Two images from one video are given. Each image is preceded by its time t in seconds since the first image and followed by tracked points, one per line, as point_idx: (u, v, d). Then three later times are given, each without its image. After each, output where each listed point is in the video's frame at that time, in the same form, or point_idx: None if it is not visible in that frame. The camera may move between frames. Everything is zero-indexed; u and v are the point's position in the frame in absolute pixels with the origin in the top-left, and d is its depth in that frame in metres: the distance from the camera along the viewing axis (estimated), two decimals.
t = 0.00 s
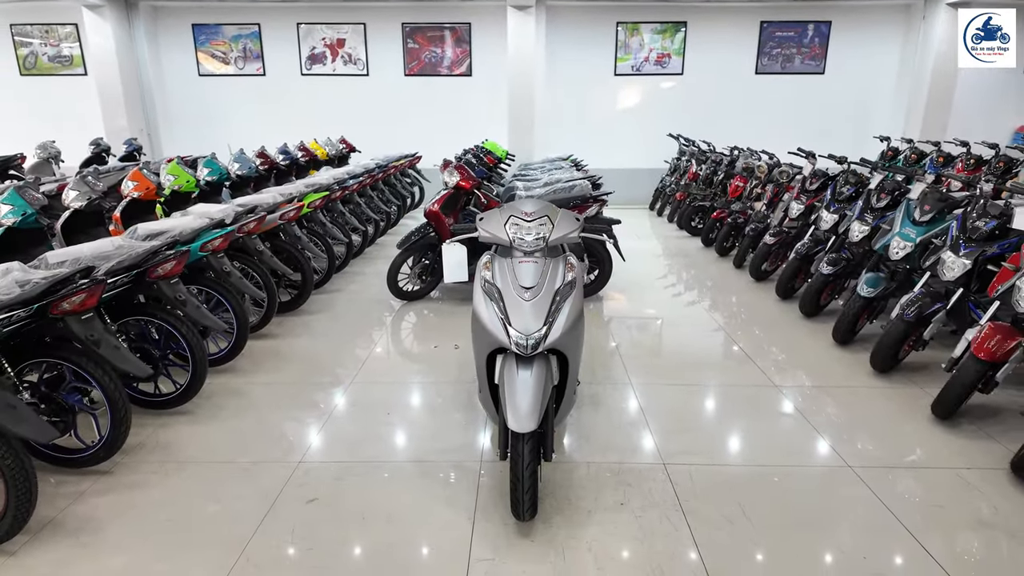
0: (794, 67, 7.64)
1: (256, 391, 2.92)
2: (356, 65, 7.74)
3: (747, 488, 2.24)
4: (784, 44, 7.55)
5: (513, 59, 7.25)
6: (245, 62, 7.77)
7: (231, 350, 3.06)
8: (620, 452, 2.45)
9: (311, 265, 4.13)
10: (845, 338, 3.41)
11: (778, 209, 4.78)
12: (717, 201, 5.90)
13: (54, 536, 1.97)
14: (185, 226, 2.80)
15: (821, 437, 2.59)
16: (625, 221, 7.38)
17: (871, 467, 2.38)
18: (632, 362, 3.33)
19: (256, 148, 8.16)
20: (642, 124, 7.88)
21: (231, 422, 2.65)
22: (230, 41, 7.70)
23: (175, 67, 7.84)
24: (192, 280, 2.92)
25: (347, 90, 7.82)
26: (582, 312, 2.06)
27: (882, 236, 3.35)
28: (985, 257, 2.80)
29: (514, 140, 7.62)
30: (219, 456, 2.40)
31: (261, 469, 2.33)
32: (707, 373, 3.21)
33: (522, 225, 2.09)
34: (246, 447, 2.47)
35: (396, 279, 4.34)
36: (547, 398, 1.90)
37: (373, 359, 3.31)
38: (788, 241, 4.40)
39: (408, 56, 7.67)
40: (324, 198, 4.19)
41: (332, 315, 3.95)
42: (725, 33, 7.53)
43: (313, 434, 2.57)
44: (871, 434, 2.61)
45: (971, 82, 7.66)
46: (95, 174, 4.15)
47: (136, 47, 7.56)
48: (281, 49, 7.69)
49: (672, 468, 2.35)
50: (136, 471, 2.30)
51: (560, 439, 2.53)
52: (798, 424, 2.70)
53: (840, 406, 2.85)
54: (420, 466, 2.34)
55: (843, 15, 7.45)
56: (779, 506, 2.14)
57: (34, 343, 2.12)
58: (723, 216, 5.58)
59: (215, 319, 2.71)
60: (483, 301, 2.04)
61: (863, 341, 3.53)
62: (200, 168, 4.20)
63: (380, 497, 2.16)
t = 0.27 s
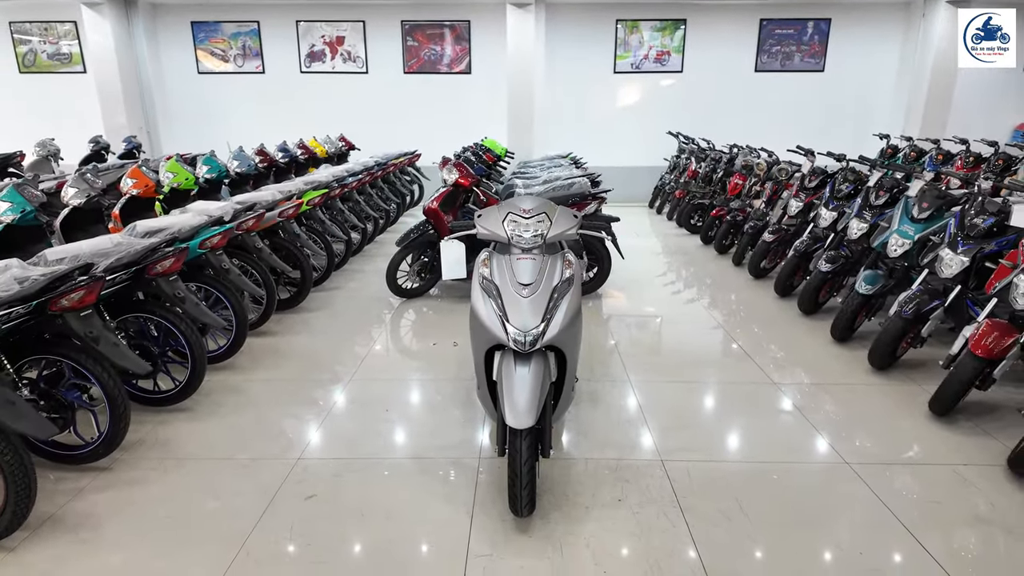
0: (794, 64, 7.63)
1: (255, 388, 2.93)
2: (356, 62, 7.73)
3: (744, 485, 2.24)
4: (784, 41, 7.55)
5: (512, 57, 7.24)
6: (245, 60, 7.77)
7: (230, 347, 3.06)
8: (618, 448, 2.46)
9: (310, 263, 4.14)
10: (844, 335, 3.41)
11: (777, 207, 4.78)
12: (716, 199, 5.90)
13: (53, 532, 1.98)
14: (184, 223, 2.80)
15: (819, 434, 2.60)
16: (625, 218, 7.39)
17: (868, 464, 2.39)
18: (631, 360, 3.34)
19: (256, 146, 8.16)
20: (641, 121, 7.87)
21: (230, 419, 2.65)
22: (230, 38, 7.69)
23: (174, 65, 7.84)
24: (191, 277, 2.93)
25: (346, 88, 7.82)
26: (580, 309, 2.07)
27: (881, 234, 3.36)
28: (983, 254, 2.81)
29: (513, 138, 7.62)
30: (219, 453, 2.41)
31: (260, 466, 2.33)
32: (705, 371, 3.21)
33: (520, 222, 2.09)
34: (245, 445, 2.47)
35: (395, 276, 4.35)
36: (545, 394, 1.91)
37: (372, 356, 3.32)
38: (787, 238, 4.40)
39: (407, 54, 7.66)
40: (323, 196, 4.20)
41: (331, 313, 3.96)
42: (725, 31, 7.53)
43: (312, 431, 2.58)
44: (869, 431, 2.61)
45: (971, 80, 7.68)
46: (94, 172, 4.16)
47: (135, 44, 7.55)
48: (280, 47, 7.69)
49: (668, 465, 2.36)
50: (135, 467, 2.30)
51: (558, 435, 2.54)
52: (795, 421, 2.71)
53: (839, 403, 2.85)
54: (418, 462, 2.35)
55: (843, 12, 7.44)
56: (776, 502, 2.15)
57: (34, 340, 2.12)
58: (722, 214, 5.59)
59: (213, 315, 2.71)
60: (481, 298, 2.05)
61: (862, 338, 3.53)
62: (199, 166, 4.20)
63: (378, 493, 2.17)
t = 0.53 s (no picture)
0: (794, 62, 7.63)
1: (255, 385, 2.93)
2: (355, 60, 7.72)
3: (742, 482, 2.25)
4: (784, 39, 7.54)
5: (512, 54, 7.24)
6: (244, 58, 7.76)
7: (230, 345, 3.06)
8: (617, 446, 2.46)
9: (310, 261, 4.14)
10: (843, 332, 3.42)
11: (776, 205, 4.78)
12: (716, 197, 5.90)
13: (53, 529, 1.98)
14: (183, 221, 2.79)
15: (818, 432, 2.60)
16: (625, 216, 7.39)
17: (867, 461, 2.39)
18: (630, 357, 3.35)
19: (255, 144, 8.15)
20: (641, 119, 7.87)
21: (229, 416, 2.66)
22: (229, 36, 7.68)
23: (174, 62, 7.83)
24: (190, 274, 2.93)
25: (346, 85, 7.81)
26: (579, 307, 2.07)
27: (880, 232, 3.36)
28: (982, 251, 2.81)
29: (513, 135, 7.62)
30: (218, 450, 2.41)
31: (259, 463, 2.33)
32: (704, 368, 3.22)
33: (519, 220, 2.10)
34: (244, 442, 2.48)
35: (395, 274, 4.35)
36: (544, 392, 1.91)
37: (372, 354, 3.32)
38: (786, 236, 4.40)
39: (407, 51, 7.66)
40: (322, 193, 4.19)
41: (330, 310, 3.96)
42: (725, 29, 7.52)
43: (311, 428, 2.58)
44: (868, 428, 2.62)
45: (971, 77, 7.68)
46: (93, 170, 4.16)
47: (134, 42, 7.54)
48: (279, 45, 7.68)
49: (667, 462, 2.36)
50: (135, 465, 2.31)
51: (557, 432, 2.55)
52: (794, 418, 2.71)
53: (837, 401, 2.86)
54: (417, 459, 2.35)
55: (843, 10, 7.44)
56: (775, 499, 2.16)
57: (34, 338, 2.12)
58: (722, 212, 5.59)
59: (213, 313, 2.71)
60: (480, 296, 2.05)
61: (860, 336, 3.54)
62: (199, 164, 4.21)
63: (377, 490, 2.17)
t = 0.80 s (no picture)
0: (794, 59, 7.61)
1: (254, 383, 2.93)
2: (355, 57, 7.71)
3: (741, 479, 2.25)
4: (784, 36, 7.53)
5: (511, 51, 7.22)
6: (243, 55, 7.74)
7: (229, 343, 3.07)
8: (615, 443, 2.46)
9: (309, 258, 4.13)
10: (842, 330, 3.42)
11: (776, 202, 4.78)
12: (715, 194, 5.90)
13: (53, 526, 1.98)
14: (181, 219, 2.79)
15: (817, 429, 2.61)
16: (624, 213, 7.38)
17: (865, 459, 2.39)
18: (629, 355, 3.35)
19: (254, 142, 8.14)
20: (641, 116, 7.86)
21: (229, 414, 2.66)
22: (228, 33, 7.67)
23: (172, 60, 7.82)
24: (189, 272, 2.93)
25: (345, 83, 7.80)
26: (577, 304, 2.07)
27: (880, 229, 3.36)
28: (980, 248, 2.81)
29: (512, 133, 7.61)
30: (218, 448, 2.41)
31: (258, 461, 2.33)
32: (704, 366, 3.22)
33: (517, 217, 2.10)
34: (243, 439, 2.48)
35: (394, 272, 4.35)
36: (542, 390, 1.91)
37: (371, 351, 3.32)
38: (786, 233, 4.40)
39: (406, 48, 7.64)
40: (321, 191, 4.19)
41: (330, 308, 3.96)
42: (724, 25, 7.50)
43: (310, 426, 2.58)
44: (866, 426, 2.62)
45: (972, 75, 7.66)
46: (92, 167, 4.16)
47: (133, 39, 7.53)
48: (278, 42, 7.67)
49: (666, 459, 2.36)
50: (135, 462, 2.31)
51: (556, 430, 2.55)
52: (793, 416, 2.72)
53: (837, 398, 2.86)
54: (417, 457, 2.35)
55: (843, 7, 7.42)
56: (773, 496, 2.16)
57: (32, 335, 2.12)
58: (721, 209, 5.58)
59: (211, 311, 2.71)
60: (479, 294, 2.04)
61: (860, 333, 3.54)
62: (198, 161, 4.20)
63: (376, 488, 2.18)
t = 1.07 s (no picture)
0: (794, 56, 7.60)
1: (253, 380, 2.93)
2: (354, 54, 7.69)
3: (740, 477, 2.25)
4: (784, 33, 7.51)
5: (511, 48, 7.21)
6: (242, 52, 7.73)
7: (228, 340, 3.06)
8: (614, 440, 2.46)
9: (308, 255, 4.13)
10: (841, 327, 3.42)
11: (775, 199, 4.77)
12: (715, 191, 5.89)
13: (51, 523, 1.98)
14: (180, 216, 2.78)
15: (816, 426, 2.60)
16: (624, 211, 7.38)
17: (864, 456, 2.39)
18: (629, 352, 3.35)
19: (254, 139, 8.13)
20: (640, 113, 7.85)
21: (228, 411, 2.66)
22: (227, 30, 7.65)
23: (171, 56, 7.80)
24: (188, 269, 2.92)
25: (345, 80, 7.79)
26: (577, 302, 2.06)
27: (879, 227, 3.35)
28: (980, 245, 2.81)
29: (512, 130, 7.60)
30: (217, 445, 2.41)
31: (257, 459, 2.33)
32: (703, 363, 3.22)
33: (517, 215, 2.09)
34: (242, 437, 2.47)
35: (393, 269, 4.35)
36: (542, 387, 1.91)
37: (370, 349, 3.32)
38: (785, 231, 4.39)
39: (405, 45, 7.62)
40: (320, 188, 4.18)
41: (329, 306, 3.96)
42: (725, 22, 7.49)
43: (309, 424, 2.58)
44: (865, 423, 2.62)
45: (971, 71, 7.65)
46: (91, 164, 4.15)
47: (132, 36, 7.51)
48: (278, 39, 7.65)
49: (666, 457, 2.36)
50: (133, 460, 2.31)
51: (555, 428, 2.55)
52: (792, 413, 2.72)
53: (836, 396, 2.86)
54: (416, 455, 2.35)
55: (843, 4, 7.40)
56: (772, 493, 2.16)
57: (31, 332, 2.13)
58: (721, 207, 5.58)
59: (210, 308, 2.70)
60: (478, 291, 2.04)
61: (859, 331, 3.54)
62: (196, 158, 4.19)
63: (375, 485, 2.18)
